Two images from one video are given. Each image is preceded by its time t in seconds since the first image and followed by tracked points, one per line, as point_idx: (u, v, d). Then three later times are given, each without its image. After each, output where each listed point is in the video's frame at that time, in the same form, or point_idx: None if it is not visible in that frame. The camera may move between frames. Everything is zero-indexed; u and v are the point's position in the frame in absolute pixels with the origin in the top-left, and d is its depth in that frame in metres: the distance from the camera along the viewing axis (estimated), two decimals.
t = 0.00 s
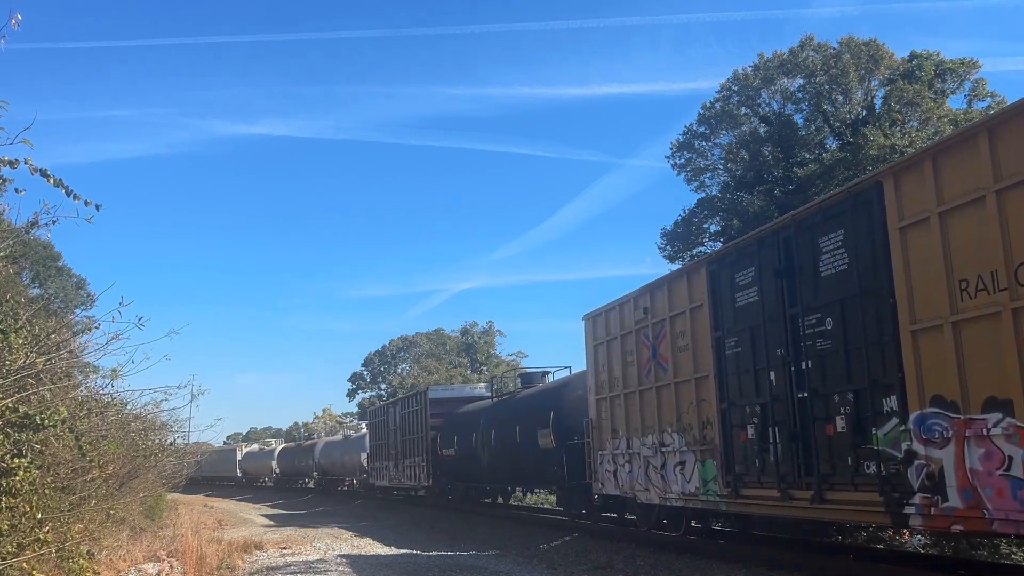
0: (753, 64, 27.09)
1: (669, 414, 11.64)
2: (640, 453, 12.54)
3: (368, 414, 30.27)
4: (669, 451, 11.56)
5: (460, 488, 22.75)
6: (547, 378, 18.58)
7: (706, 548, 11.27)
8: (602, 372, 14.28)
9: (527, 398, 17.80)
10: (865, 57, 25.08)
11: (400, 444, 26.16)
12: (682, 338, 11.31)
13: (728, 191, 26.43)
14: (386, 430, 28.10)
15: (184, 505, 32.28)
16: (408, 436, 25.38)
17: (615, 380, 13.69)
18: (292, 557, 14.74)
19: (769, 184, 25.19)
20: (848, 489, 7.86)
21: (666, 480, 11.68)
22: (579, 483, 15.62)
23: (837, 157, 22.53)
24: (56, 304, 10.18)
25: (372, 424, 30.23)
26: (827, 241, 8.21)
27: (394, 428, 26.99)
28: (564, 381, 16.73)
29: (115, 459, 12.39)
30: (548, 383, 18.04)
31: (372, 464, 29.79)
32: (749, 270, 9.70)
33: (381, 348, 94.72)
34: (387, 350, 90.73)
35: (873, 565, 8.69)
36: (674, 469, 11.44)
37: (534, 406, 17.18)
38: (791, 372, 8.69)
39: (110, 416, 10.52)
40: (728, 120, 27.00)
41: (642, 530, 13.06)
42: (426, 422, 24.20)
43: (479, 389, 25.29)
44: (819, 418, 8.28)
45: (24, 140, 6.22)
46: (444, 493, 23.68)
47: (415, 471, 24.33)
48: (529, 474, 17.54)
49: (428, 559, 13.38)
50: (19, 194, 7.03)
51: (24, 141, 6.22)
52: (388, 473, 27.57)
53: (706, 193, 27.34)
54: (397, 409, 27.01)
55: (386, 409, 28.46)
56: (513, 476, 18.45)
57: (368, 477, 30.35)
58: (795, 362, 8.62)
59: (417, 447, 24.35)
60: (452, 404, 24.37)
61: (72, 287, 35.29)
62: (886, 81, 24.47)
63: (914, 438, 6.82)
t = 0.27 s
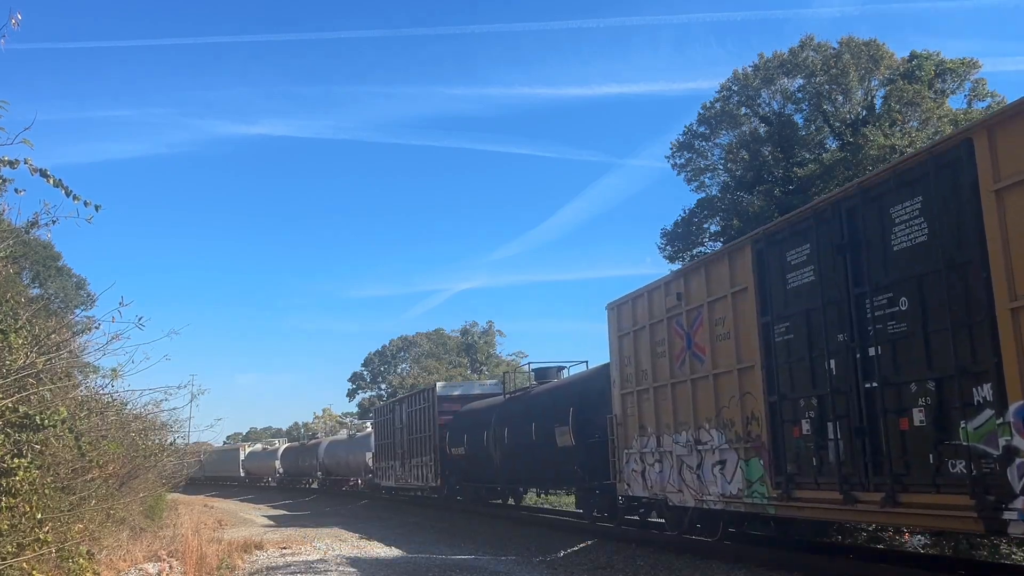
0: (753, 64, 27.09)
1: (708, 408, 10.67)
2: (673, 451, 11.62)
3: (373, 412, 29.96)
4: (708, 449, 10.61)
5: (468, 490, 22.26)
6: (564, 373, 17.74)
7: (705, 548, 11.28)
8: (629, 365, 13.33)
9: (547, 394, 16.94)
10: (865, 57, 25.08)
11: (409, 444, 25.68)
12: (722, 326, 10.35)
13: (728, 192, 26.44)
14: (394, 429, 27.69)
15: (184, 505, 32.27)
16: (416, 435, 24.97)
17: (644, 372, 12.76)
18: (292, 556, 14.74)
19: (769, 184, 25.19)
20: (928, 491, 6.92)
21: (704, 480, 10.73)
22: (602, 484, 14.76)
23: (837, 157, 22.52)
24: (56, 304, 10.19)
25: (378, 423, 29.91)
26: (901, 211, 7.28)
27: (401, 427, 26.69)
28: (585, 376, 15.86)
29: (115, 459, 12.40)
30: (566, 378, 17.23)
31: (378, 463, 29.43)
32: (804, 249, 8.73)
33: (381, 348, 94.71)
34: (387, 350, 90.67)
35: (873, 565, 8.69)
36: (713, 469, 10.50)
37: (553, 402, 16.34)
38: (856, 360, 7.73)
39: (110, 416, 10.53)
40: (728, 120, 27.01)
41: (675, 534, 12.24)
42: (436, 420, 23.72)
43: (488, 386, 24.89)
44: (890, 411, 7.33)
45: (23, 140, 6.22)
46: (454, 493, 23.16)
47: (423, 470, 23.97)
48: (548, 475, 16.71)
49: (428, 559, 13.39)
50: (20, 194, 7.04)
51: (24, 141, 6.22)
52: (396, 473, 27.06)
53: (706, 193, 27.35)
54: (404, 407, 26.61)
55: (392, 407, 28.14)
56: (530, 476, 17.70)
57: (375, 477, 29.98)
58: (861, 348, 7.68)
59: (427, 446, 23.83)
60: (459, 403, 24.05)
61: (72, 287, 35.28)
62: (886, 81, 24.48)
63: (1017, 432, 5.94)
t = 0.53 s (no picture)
0: (753, 64, 27.08)
1: (754, 402, 9.41)
2: (710, 450, 10.44)
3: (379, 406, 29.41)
4: (752, 447, 9.41)
5: (475, 490, 21.61)
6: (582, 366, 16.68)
7: (705, 548, 11.28)
8: (660, 356, 12.09)
9: (566, 389, 15.86)
10: (865, 57, 25.08)
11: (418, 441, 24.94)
12: (770, 310, 9.08)
13: (729, 191, 26.44)
14: (401, 426, 27.08)
15: (184, 505, 32.25)
16: (424, 432, 24.32)
17: (676, 364, 11.56)
18: (292, 557, 14.74)
19: (769, 184, 25.19)
20: None
21: (749, 482, 9.50)
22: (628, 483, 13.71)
23: (837, 157, 22.51)
24: (56, 304, 10.18)
25: (384, 419, 29.33)
26: (997, 169, 6.12)
27: (408, 424, 26.18)
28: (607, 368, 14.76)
29: (115, 459, 12.39)
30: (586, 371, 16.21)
31: (386, 461, 28.81)
32: (871, 220, 7.47)
33: (381, 348, 94.70)
34: (387, 350, 90.59)
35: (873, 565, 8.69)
36: (758, 470, 9.30)
37: (573, 397, 15.25)
38: (938, 343, 6.49)
39: (110, 416, 10.53)
40: (729, 120, 27.01)
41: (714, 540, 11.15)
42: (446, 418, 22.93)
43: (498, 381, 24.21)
44: (982, 400, 6.09)
45: (24, 140, 6.23)
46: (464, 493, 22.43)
47: (432, 469, 23.39)
48: (568, 474, 15.63)
49: (428, 559, 13.38)
50: (20, 193, 7.05)
51: (24, 141, 6.23)
52: (404, 471, 26.31)
53: (706, 193, 27.35)
54: (412, 403, 25.91)
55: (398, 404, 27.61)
56: (548, 476, 16.74)
57: (382, 475, 29.39)
58: (943, 330, 6.44)
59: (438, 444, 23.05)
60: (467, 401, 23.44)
61: (72, 287, 35.26)
62: (886, 81, 24.49)
63: None
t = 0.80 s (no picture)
0: (753, 64, 27.09)
1: (809, 394, 8.34)
2: (755, 448, 9.40)
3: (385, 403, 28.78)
4: (807, 444, 8.35)
5: (486, 491, 20.79)
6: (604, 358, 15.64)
7: (705, 548, 11.27)
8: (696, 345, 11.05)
9: (586, 383, 14.84)
10: (865, 57, 25.09)
11: (427, 440, 24.26)
12: (829, 292, 8.03)
13: (729, 191, 26.45)
14: (409, 424, 26.39)
15: (184, 505, 32.24)
16: (433, 431, 23.62)
17: (715, 354, 10.53)
18: (292, 557, 14.73)
19: (769, 184, 25.18)
20: None
21: (805, 483, 8.41)
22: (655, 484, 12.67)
23: (837, 157, 22.51)
24: (56, 304, 10.18)
25: (391, 416, 28.67)
26: None
27: (416, 423, 25.53)
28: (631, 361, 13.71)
29: (115, 459, 12.40)
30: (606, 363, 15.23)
31: (392, 461, 28.19)
32: (959, 183, 6.46)
33: (381, 348, 94.71)
34: (387, 350, 90.53)
35: (871, 564, 8.70)
36: (814, 471, 8.24)
37: (595, 390, 14.24)
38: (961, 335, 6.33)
39: (110, 416, 10.52)
40: (729, 120, 27.02)
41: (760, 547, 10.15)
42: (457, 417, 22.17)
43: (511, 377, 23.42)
44: None
45: (24, 140, 6.23)
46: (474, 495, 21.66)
47: (440, 469, 22.69)
48: (590, 473, 14.65)
49: (428, 559, 13.36)
50: (19, 193, 7.04)
51: (24, 141, 6.23)
52: (412, 471, 25.57)
53: (706, 193, 27.36)
54: (420, 399, 25.19)
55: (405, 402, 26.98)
56: (567, 477, 15.80)
57: (388, 474, 28.75)
58: None
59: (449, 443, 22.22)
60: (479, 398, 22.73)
61: (72, 287, 35.25)
62: (885, 81, 24.49)
63: None
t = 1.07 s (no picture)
0: (753, 64, 27.10)
1: (879, 383, 7.52)
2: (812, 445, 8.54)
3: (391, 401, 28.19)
4: (877, 439, 7.48)
5: (496, 492, 20.21)
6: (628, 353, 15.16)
7: (706, 548, 11.27)
8: (740, 333, 10.24)
9: (612, 379, 14.38)
10: (865, 57, 25.10)
11: (435, 438, 23.66)
12: (903, 267, 7.21)
13: (729, 191, 26.46)
14: (416, 423, 25.82)
15: (184, 505, 32.24)
16: (442, 429, 23.04)
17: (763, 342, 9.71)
18: (292, 557, 14.73)
19: (769, 184, 25.17)
20: None
21: (872, 484, 7.58)
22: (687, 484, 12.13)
23: (837, 157, 22.51)
24: (56, 304, 10.18)
25: (397, 414, 28.10)
26: None
27: (424, 421, 24.98)
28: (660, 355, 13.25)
29: (115, 460, 12.40)
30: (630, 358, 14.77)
31: (399, 460, 27.64)
32: None
33: (381, 348, 94.70)
34: (387, 350, 90.47)
35: (870, 564, 8.72)
36: (885, 469, 7.37)
37: (622, 386, 13.79)
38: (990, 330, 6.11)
39: (110, 416, 10.52)
40: (729, 120, 27.03)
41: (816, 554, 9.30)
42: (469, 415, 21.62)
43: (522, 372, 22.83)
44: None
45: (24, 141, 6.23)
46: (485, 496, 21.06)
47: (450, 469, 22.12)
48: (618, 473, 14.13)
49: (428, 558, 13.36)
50: (19, 193, 7.04)
51: (24, 142, 6.23)
52: (420, 470, 24.96)
53: (706, 193, 27.37)
54: (428, 397, 24.62)
55: (412, 400, 26.41)
56: (590, 478, 15.28)
57: (394, 474, 28.16)
58: None
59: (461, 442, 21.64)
60: (489, 394, 22.16)
61: (71, 287, 35.24)
62: (885, 81, 24.48)
63: None
